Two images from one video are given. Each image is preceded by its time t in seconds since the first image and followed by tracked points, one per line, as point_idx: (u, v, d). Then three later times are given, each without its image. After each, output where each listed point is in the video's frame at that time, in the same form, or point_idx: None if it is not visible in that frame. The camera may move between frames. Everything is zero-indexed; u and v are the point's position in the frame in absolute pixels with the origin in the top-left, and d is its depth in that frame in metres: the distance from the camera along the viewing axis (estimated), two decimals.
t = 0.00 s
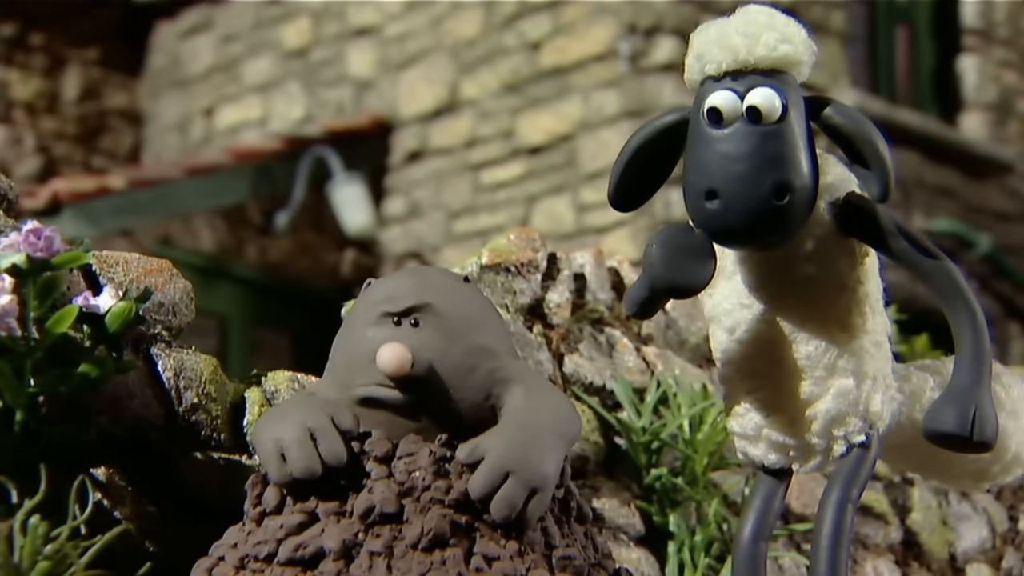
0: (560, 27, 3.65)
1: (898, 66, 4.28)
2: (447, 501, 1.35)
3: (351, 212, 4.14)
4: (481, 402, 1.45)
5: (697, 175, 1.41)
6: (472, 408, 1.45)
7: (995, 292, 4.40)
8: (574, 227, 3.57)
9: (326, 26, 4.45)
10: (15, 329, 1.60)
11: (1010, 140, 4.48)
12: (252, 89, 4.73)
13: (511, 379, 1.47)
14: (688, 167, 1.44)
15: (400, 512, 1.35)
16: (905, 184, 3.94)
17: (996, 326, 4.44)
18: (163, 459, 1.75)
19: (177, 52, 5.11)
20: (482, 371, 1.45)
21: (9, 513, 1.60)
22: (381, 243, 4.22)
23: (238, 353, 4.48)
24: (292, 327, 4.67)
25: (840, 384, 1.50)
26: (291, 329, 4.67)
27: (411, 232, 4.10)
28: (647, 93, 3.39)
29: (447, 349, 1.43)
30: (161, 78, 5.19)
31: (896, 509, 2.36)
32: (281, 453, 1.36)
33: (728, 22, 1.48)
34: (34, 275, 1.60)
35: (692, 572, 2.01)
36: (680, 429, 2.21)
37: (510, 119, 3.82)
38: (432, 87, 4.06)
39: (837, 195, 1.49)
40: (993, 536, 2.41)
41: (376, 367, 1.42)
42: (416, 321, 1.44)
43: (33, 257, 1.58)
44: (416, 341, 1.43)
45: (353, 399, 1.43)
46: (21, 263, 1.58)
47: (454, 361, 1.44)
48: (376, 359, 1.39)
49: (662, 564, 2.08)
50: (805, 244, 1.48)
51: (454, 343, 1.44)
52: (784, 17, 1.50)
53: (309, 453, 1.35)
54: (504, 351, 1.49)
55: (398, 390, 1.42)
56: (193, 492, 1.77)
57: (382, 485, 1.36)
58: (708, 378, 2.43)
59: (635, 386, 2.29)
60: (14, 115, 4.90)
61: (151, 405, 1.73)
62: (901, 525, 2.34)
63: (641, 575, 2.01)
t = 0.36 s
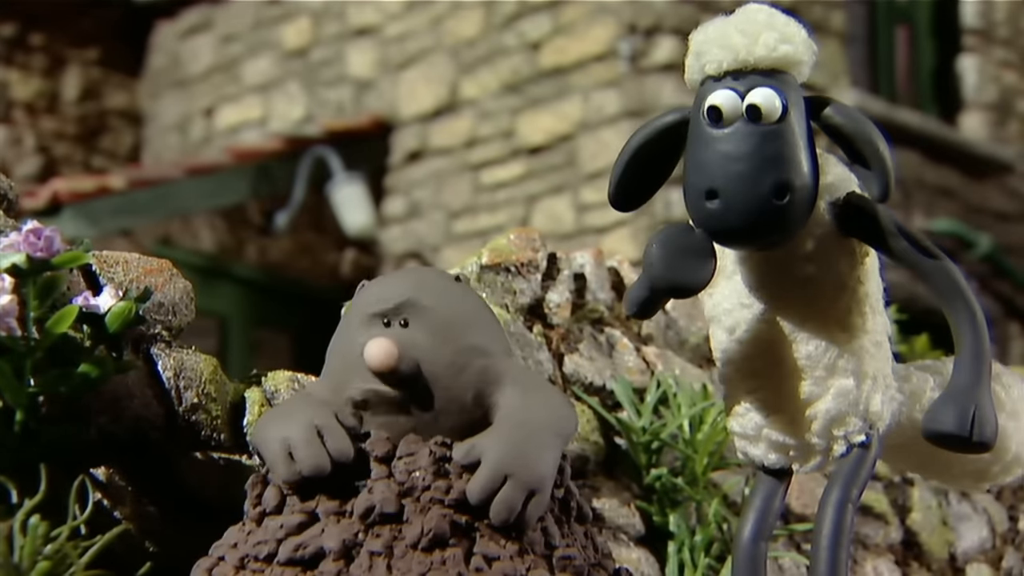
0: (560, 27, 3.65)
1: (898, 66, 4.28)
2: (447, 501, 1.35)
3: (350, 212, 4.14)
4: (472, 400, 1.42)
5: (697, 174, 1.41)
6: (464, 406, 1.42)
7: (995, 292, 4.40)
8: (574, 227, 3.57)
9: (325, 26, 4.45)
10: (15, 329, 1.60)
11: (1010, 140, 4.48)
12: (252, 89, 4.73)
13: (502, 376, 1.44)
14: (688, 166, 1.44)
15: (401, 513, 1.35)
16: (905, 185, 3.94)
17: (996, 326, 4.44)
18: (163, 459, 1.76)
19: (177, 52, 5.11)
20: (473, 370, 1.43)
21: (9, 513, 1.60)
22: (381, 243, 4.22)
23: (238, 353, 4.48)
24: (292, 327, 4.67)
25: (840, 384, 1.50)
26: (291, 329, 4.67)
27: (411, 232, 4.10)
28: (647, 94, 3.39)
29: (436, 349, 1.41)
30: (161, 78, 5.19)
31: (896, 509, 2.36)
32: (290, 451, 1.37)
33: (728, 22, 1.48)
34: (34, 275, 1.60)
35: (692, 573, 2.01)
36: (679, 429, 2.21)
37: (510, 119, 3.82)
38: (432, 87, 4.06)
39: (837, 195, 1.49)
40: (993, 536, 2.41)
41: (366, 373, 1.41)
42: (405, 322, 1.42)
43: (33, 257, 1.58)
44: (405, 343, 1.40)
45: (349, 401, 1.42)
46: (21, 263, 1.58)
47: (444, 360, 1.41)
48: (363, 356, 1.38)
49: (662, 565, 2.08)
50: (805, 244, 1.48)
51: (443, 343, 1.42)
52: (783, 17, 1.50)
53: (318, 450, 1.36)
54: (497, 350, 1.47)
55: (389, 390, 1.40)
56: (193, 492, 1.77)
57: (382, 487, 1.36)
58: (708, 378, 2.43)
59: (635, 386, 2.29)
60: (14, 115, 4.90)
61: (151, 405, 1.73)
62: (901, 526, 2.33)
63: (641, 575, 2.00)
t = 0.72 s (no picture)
0: (560, 27, 3.65)
1: (898, 66, 4.28)
2: (447, 501, 1.35)
3: (350, 212, 4.14)
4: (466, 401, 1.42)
5: (689, 183, 1.42)
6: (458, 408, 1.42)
7: (995, 292, 4.40)
8: (574, 227, 3.57)
9: (325, 26, 4.45)
10: (15, 329, 1.60)
11: (1010, 140, 4.48)
12: (252, 89, 4.72)
13: (497, 378, 1.44)
14: (680, 174, 1.44)
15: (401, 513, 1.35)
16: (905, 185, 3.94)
17: (996, 326, 4.44)
18: (163, 459, 1.76)
19: (177, 52, 5.11)
20: (466, 370, 1.43)
21: (9, 513, 1.60)
22: (381, 243, 4.22)
23: (238, 353, 4.48)
24: (292, 327, 4.67)
25: (838, 383, 1.50)
26: (291, 329, 4.67)
27: (411, 232, 4.10)
28: (647, 94, 3.39)
29: (431, 351, 1.41)
30: (161, 77, 5.19)
31: (896, 509, 2.36)
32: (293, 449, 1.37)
33: (716, 29, 1.48)
34: (33, 275, 1.60)
35: (692, 573, 2.01)
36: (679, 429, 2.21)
37: (510, 119, 3.82)
38: (432, 87, 4.06)
39: (832, 194, 1.50)
40: (993, 536, 2.41)
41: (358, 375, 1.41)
42: (399, 324, 1.42)
43: (33, 257, 1.59)
44: (398, 344, 1.40)
45: (347, 402, 1.43)
46: (21, 263, 1.58)
47: (438, 361, 1.41)
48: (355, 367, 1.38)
49: (662, 565, 2.08)
50: (801, 244, 1.49)
51: (438, 343, 1.42)
52: (772, 21, 1.49)
53: (325, 445, 1.35)
54: (492, 350, 1.46)
55: (377, 390, 1.41)
56: (193, 492, 1.77)
57: (381, 488, 1.35)
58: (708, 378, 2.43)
59: (635, 386, 2.30)
60: (14, 115, 4.91)
61: (151, 405, 1.73)
62: (901, 525, 2.34)
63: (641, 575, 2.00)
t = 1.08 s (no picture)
0: (560, 27, 3.65)
1: (897, 66, 4.29)
2: (447, 500, 1.35)
3: (350, 212, 4.14)
4: (469, 400, 1.43)
5: (671, 194, 1.42)
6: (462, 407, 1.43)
7: (995, 291, 4.40)
8: (574, 227, 3.58)
9: (325, 26, 4.45)
10: (15, 329, 1.60)
11: (1010, 140, 4.48)
12: (252, 89, 4.73)
13: (502, 378, 1.44)
14: (661, 186, 1.44)
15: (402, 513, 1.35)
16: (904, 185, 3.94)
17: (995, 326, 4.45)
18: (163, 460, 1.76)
19: (177, 52, 5.11)
20: (471, 371, 1.43)
21: (9, 513, 1.60)
22: (381, 243, 4.22)
23: (238, 353, 4.48)
24: (292, 327, 4.67)
25: (833, 381, 1.49)
26: (291, 329, 4.67)
27: (411, 232, 4.10)
28: (647, 94, 3.39)
29: (436, 351, 1.41)
30: (161, 77, 5.20)
31: (896, 509, 2.36)
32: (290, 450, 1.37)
33: (691, 40, 1.48)
34: (33, 275, 1.60)
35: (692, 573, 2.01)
36: (679, 429, 2.22)
37: (510, 119, 3.82)
38: (432, 87, 4.06)
39: (820, 193, 1.49)
40: (993, 536, 2.41)
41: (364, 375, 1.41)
42: (403, 325, 1.42)
43: (33, 256, 1.59)
44: (403, 345, 1.40)
45: (349, 402, 1.42)
46: (21, 263, 1.58)
47: (443, 361, 1.42)
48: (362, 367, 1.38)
49: (662, 565, 2.08)
50: (790, 243, 1.48)
51: (442, 343, 1.42)
52: (746, 29, 1.49)
53: (321, 449, 1.35)
54: (495, 350, 1.46)
55: (382, 390, 1.41)
56: (193, 492, 1.77)
57: (382, 487, 1.36)
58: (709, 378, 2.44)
59: (635, 386, 2.30)
60: (14, 115, 4.91)
61: (150, 405, 1.73)
62: (901, 525, 2.34)
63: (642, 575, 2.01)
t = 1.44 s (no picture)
0: (560, 27, 3.65)
1: (897, 66, 4.28)
2: (447, 500, 1.35)
3: (351, 212, 4.14)
4: (463, 399, 1.42)
5: (695, 189, 1.42)
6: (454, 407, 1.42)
7: (995, 292, 4.40)
8: (574, 227, 3.57)
9: (325, 26, 4.45)
10: (15, 329, 1.60)
11: (1011, 140, 4.48)
12: (252, 89, 4.73)
13: (496, 377, 1.43)
14: (686, 181, 1.45)
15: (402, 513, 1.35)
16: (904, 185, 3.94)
17: (995, 326, 4.45)
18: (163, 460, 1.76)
19: (177, 52, 5.11)
20: (463, 370, 1.42)
21: (8, 513, 1.60)
22: (381, 243, 4.22)
23: (238, 353, 4.48)
24: (292, 327, 4.67)
25: (840, 381, 1.50)
26: (291, 329, 4.67)
27: (411, 232, 4.10)
28: (647, 94, 3.39)
29: (428, 348, 1.41)
30: (161, 77, 5.20)
31: (896, 509, 2.36)
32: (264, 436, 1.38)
33: (714, 35, 1.48)
34: (33, 275, 1.60)
35: (692, 573, 2.01)
36: (679, 429, 2.22)
37: (510, 119, 3.82)
38: (432, 87, 4.06)
39: (834, 194, 1.51)
40: (993, 536, 2.41)
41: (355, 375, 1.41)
42: (396, 324, 1.42)
43: (33, 257, 1.59)
44: (396, 343, 1.40)
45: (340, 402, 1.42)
46: (21, 262, 1.58)
47: (436, 359, 1.41)
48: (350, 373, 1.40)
49: (661, 565, 2.08)
50: (803, 244, 1.49)
51: (435, 342, 1.42)
52: (770, 25, 1.49)
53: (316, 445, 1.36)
54: (489, 349, 1.46)
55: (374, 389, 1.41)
56: (193, 492, 1.77)
57: (382, 488, 1.36)
58: (709, 378, 2.43)
59: (635, 386, 2.30)
60: (14, 115, 4.91)
61: (151, 405, 1.73)
62: (901, 525, 2.34)
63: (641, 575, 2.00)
